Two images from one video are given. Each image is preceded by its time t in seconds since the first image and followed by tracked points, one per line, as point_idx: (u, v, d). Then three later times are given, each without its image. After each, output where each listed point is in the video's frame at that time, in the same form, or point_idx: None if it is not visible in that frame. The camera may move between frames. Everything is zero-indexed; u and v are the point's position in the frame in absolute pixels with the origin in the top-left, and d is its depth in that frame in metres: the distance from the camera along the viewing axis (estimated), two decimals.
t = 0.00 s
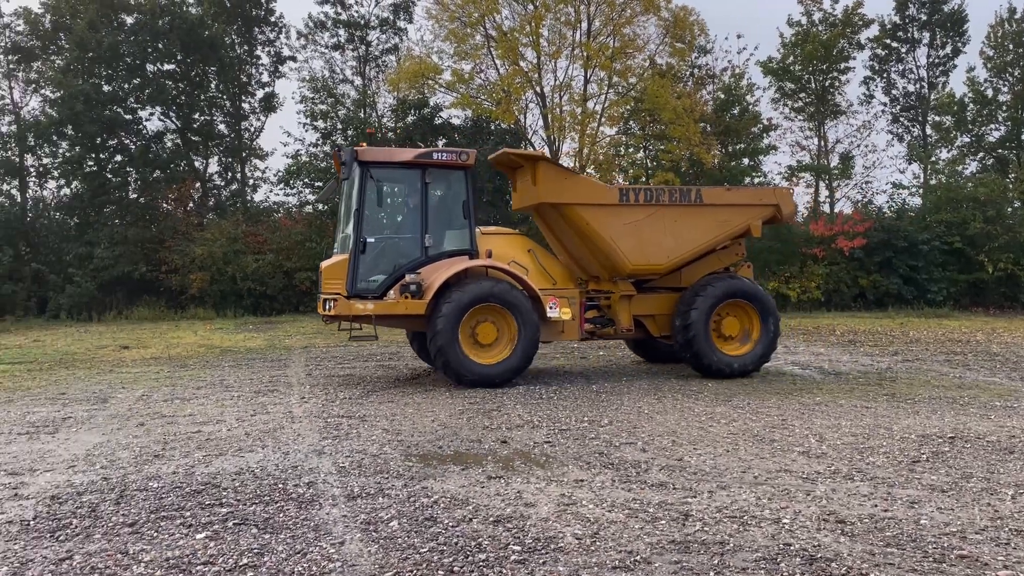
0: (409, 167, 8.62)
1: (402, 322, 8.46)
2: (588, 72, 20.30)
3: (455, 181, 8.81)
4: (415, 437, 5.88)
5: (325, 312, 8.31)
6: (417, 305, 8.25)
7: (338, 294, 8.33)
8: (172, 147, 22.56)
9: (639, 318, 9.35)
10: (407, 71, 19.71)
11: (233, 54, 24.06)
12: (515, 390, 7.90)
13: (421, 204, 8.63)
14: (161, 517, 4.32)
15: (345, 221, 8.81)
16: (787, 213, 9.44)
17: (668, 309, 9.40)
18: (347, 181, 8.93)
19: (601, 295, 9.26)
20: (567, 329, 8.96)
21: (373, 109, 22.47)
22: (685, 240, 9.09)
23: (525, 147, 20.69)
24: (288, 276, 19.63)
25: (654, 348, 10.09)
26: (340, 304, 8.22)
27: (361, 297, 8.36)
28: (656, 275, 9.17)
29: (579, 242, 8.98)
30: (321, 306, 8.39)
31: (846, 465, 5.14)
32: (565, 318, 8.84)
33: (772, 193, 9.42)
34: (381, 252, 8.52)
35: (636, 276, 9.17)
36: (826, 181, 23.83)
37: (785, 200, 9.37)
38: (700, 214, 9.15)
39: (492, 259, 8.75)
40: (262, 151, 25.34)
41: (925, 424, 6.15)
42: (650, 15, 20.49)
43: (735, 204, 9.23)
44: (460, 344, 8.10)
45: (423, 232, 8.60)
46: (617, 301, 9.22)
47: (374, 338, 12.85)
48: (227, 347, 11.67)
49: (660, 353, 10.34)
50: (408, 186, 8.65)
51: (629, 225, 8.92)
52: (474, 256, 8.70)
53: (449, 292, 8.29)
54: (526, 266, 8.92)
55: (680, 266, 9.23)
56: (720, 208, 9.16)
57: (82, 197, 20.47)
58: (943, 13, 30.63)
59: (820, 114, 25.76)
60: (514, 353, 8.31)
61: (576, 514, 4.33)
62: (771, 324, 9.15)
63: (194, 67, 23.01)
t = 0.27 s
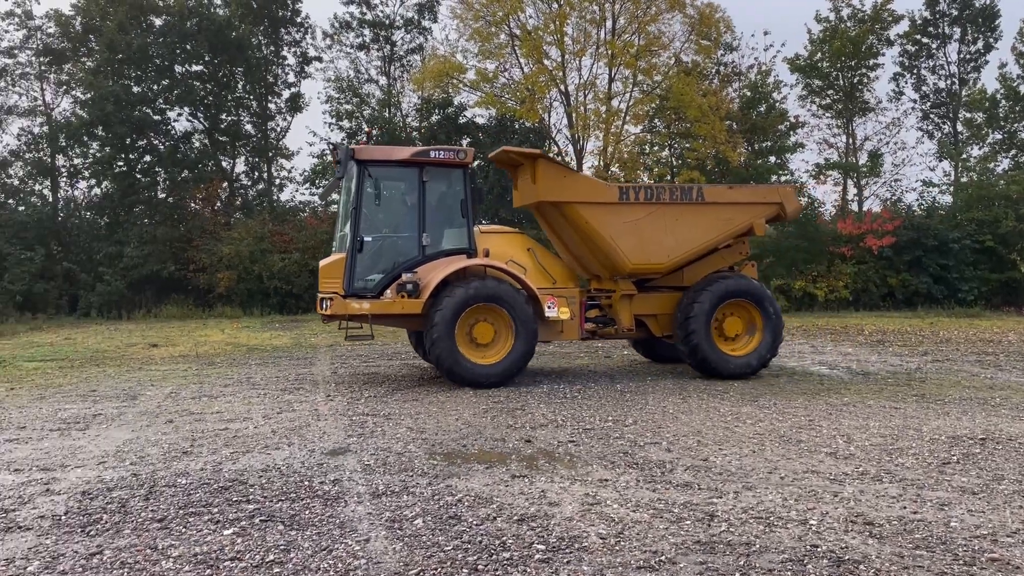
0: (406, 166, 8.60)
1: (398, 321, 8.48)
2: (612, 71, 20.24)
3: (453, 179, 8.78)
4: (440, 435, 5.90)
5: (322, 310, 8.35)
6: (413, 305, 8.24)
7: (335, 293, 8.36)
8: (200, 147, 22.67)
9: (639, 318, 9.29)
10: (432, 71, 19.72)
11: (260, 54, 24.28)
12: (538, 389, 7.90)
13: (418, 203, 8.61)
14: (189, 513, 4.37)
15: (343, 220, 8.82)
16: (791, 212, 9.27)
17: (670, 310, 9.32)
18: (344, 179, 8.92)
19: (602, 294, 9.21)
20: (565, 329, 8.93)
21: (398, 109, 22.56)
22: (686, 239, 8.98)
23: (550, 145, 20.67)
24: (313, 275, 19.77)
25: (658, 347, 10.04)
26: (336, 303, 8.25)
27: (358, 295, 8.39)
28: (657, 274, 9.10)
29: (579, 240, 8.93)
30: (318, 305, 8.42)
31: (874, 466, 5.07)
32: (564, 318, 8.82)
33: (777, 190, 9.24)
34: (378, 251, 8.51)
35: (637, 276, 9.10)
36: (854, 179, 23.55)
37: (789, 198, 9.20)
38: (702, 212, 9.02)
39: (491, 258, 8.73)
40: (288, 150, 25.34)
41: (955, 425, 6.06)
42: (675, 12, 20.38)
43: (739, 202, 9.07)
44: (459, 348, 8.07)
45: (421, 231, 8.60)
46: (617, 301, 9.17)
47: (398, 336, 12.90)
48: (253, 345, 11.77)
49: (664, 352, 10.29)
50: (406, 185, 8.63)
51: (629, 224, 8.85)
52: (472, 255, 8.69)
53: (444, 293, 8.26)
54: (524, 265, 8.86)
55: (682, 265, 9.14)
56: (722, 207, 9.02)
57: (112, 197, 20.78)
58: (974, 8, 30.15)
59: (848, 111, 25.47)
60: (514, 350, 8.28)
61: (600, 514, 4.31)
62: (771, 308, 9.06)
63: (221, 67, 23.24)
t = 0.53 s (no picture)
0: (404, 165, 8.60)
1: (394, 320, 8.48)
2: (637, 69, 20.17)
3: (450, 178, 8.76)
4: (464, 433, 5.93)
5: (319, 310, 8.37)
6: (409, 304, 8.25)
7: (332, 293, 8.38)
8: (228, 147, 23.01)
9: (640, 318, 9.24)
10: (456, 71, 19.80)
11: (287, 55, 24.49)
12: (560, 388, 7.90)
13: (416, 202, 8.60)
14: (218, 508, 4.43)
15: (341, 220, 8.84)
16: (794, 210, 9.17)
17: (671, 309, 9.26)
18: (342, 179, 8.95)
19: (603, 293, 9.18)
20: (565, 329, 8.90)
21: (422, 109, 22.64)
22: (686, 239, 8.92)
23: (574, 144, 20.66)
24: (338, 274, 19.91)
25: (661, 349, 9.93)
26: (332, 303, 8.25)
27: (355, 295, 8.40)
28: (657, 273, 9.05)
29: (579, 240, 8.91)
30: (316, 305, 8.45)
31: (902, 467, 5.01)
32: (562, 317, 8.80)
33: (778, 189, 9.14)
34: (376, 250, 8.53)
35: (637, 275, 9.06)
36: (883, 177, 23.26)
37: (792, 197, 9.10)
38: (702, 211, 8.94)
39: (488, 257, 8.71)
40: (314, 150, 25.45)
41: (986, 426, 5.97)
42: (701, 10, 20.29)
43: (738, 201, 8.98)
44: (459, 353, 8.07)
45: (418, 230, 8.60)
46: (617, 301, 9.13)
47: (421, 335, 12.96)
48: (280, 343, 11.89)
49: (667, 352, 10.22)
50: (403, 185, 8.63)
51: (629, 223, 8.79)
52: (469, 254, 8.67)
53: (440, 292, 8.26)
54: (522, 265, 8.88)
55: (682, 264, 9.07)
56: (723, 206, 8.94)
57: (142, 197, 21.09)
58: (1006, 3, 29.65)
59: (876, 108, 25.15)
60: (513, 344, 8.27)
61: (625, 513, 4.31)
62: (759, 294, 8.90)
63: (248, 68, 23.46)
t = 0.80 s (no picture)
0: (400, 165, 8.61)
1: (390, 320, 8.48)
2: (663, 67, 20.08)
3: (447, 177, 8.77)
4: (490, 432, 5.95)
5: (316, 310, 8.41)
6: (404, 304, 8.25)
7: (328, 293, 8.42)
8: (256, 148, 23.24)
9: (639, 318, 9.19)
10: (481, 71, 19.88)
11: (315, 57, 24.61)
12: (585, 387, 7.89)
13: (412, 202, 8.61)
14: (247, 505, 4.48)
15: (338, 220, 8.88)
16: (795, 208, 9.07)
17: (671, 309, 9.20)
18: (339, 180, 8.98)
19: (602, 293, 9.14)
20: (564, 329, 8.86)
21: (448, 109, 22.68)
22: (685, 238, 8.84)
23: (599, 143, 20.62)
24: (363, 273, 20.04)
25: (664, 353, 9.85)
26: (328, 303, 8.28)
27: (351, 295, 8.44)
28: (657, 273, 8.99)
29: (578, 239, 8.89)
30: (312, 305, 8.49)
31: (933, 469, 4.95)
32: (559, 317, 8.75)
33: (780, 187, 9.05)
34: (373, 250, 8.58)
35: (637, 275, 9.00)
36: (913, 175, 22.93)
37: (793, 195, 8.99)
38: (701, 210, 8.87)
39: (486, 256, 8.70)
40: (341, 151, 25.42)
41: (1020, 429, 5.86)
42: (728, 7, 20.17)
43: (738, 199, 8.90)
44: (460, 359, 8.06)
45: (415, 230, 8.61)
46: (616, 301, 9.07)
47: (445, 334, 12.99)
48: (306, 342, 11.99)
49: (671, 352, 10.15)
50: (399, 184, 8.64)
51: (627, 222, 8.75)
52: (466, 253, 8.67)
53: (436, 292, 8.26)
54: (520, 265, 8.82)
55: (682, 264, 9.01)
56: (723, 204, 8.86)
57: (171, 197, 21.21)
58: None
59: (906, 105, 24.79)
60: (511, 341, 8.27)
61: (651, 513, 4.29)
62: (737, 289, 8.72)
63: (276, 69, 23.67)
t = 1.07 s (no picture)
0: (397, 164, 8.63)
1: (386, 318, 8.50)
2: (690, 66, 19.98)
3: (444, 176, 8.78)
4: (517, 432, 5.96)
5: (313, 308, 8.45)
6: (401, 302, 8.28)
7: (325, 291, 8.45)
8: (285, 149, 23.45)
9: (639, 318, 9.13)
10: (507, 71, 20.14)
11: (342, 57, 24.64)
12: (611, 388, 7.88)
13: (409, 201, 8.62)
14: (276, 502, 4.53)
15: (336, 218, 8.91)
16: (796, 207, 8.98)
17: (670, 309, 9.12)
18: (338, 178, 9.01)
19: (602, 293, 9.10)
20: (562, 329, 8.82)
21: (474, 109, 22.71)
22: (684, 237, 8.76)
23: (625, 143, 20.56)
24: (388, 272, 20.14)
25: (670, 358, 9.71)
26: (325, 301, 8.33)
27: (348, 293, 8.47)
28: (655, 272, 8.91)
29: (577, 238, 8.85)
30: (310, 303, 8.54)
31: (966, 472, 4.88)
32: (556, 316, 8.69)
33: (781, 186, 8.94)
34: (369, 249, 8.58)
35: (636, 274, 8.93)
36: (945, 175, 22.58)
37: (794, 193, 8.90)
38: (701, 209, 8.78)
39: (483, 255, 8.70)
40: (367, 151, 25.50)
41: None
42: (756, 6, 20.02)
43: (738, 198, 8.81)
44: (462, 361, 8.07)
45: (412, 229, 8.62)
46: (615, 300, 9.03)
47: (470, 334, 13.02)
48: (333, 341, 12.08)
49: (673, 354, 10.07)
50: (397, 183, 8.66)
51: (626, 221, 8.69)
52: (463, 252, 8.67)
53: (432, 291, 8.26)
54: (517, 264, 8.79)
55: (682, 263, 8.93)
56: (723, 203, 8.77)
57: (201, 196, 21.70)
58: None
59: (938, 104, 24.41)
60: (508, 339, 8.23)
61: (679, 514, 4.27)
62: (717, 293, 8.60)
63: (304, 71, 23.87)
